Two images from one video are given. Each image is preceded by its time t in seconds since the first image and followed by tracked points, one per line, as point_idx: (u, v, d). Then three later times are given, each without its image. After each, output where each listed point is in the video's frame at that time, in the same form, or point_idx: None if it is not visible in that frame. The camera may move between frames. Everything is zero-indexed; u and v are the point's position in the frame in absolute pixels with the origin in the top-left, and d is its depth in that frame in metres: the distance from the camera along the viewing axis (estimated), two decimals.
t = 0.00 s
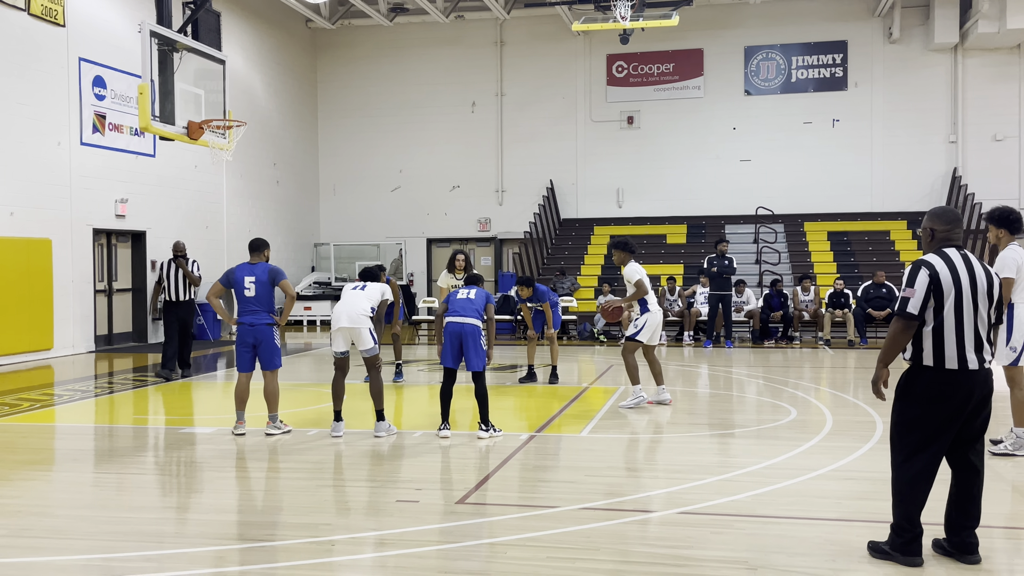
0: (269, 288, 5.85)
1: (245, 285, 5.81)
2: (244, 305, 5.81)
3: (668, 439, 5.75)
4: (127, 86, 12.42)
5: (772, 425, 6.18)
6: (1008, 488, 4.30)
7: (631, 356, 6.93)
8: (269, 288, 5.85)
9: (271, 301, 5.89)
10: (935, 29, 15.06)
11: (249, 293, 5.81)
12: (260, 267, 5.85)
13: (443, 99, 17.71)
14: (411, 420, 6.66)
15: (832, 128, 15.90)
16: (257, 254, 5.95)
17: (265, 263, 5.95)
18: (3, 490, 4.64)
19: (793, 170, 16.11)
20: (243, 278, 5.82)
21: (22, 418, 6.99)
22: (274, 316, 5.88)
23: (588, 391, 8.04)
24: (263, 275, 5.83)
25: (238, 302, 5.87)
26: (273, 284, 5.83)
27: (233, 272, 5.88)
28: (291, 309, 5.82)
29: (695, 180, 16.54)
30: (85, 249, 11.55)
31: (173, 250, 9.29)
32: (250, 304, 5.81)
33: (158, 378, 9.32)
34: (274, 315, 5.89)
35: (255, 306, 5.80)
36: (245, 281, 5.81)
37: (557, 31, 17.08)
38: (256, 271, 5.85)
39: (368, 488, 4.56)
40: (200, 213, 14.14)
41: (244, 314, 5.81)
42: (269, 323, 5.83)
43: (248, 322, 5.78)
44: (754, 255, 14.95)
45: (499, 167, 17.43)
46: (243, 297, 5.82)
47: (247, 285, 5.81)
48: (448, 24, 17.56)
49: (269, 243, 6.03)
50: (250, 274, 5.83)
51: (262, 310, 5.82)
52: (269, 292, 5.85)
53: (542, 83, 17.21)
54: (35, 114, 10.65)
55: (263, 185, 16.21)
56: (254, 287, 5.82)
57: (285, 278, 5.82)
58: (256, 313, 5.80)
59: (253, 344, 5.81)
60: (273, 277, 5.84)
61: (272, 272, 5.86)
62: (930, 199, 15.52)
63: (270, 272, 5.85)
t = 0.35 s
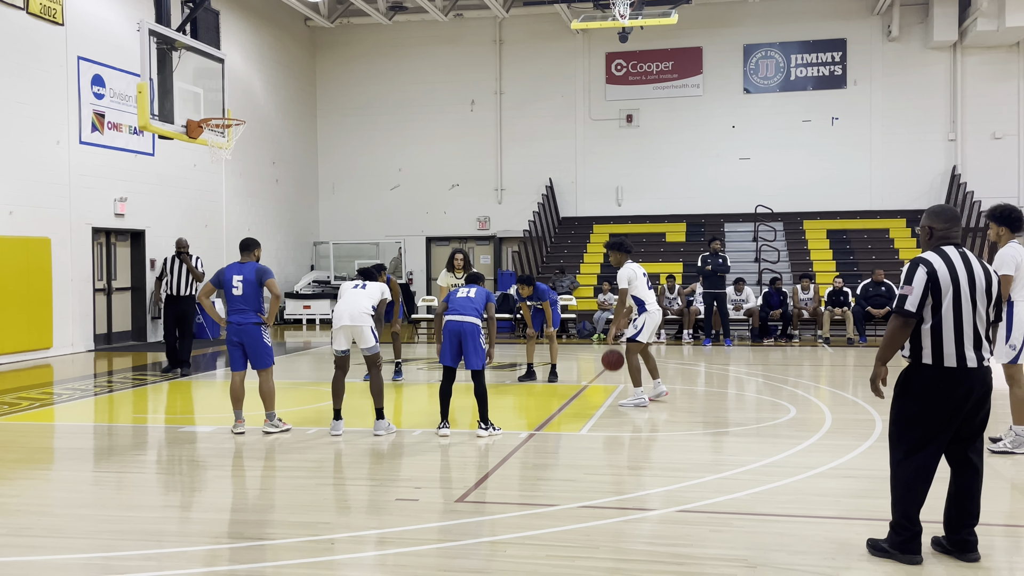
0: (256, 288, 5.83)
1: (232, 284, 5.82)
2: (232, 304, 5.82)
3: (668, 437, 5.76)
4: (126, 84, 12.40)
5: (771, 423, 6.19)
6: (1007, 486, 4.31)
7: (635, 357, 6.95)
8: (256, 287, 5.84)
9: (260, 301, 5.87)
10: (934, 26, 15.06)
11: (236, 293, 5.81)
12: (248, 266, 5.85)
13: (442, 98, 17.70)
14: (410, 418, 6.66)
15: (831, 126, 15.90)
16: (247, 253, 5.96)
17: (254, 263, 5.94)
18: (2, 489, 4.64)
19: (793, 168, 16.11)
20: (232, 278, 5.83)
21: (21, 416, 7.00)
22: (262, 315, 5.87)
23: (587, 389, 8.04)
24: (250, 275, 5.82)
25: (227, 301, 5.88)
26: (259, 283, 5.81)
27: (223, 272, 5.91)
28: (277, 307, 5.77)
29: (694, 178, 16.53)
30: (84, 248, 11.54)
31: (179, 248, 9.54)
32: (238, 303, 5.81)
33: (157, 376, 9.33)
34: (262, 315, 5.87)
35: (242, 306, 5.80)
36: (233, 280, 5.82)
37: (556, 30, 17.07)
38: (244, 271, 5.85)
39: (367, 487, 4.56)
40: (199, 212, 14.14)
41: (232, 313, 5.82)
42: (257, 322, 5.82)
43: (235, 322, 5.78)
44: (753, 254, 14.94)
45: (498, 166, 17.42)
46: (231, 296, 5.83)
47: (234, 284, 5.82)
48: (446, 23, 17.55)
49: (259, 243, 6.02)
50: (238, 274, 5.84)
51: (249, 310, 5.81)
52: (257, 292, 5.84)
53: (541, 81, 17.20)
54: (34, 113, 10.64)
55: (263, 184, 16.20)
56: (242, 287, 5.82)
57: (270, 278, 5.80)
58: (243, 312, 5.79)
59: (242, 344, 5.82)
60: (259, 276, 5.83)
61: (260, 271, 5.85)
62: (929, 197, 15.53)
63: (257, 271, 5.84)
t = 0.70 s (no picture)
0: (252, 287, 5.81)
1: (229, 283, 5.82)
2: (229, 303, 5.82)
3: (666, 437, 5.76)
4: (125, 84, 12.38)
5: (770, 423, 6.18)
6: (1005, 486, 4.31)
7: (639, 356, 6.92)
8: (252, 286, 5.81)
9: (257, 300, 5.84)
10: (933, 26, 15.07)
11: (233, 291, 5.81)
12: (245, 265, 5.84)
13: (440, 97, 17.70)
14: (409, 418, 6.66)
15: (830, 126, 15.91)
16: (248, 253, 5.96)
17: (253, 262, 5.92)
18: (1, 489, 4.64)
19: (792, 168, 16.11)
20: (229, 277, 5.83)
21: (20, 416, 6.99)
22: (259, 314, 5.84)
23: (586, 389, 8.04)
24: (246, 274, 5.80)
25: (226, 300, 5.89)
26: (255, 282, 5.79)
27: (224, 271, 5.93)
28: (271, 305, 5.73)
29: (693, 178, 16.54)
30: (83, 247, 11.53)
31: (174, 249, 9.53)
32: (235, 302, 5.81)
33: (156, 376, 9.32)
34: (259, 315, 5.84)
35: (238, 305, 5.79)
36: (230, 279, 5.82)
37: (555, 29, 17.07)
38: (241, 270, 5.84)
39: (366, 486, 4.56)
40: (198, 212, 14.13)
41: (230, 312, 5.82)
42: (253, 322, 5.80)
43: (231, 321, 5.78)
44: (752, 254, 14.95)
45: (497, 165, 17.41)
46: (229, 295, 5.83)
47: (232, 283, 5.82)
48: (445, 22, 17.55)
49: (260, 243, 6.01)
50: (235, 273, 5.83)
51: (246, 309, 5.79)
52: (253, 291, 5.82)
53: (540, 81, 17.19)
54: (33, 113, 10.63)
55: (262, 184, 16.19)
56: (239, 286, 5.81)
57: (265, 276, 5.76)
58: (239, 312, 5.79)
59: (239, 344, 5.81)
60: (255, 275, 5.80)
61: (256, 270, 5.82)
62: (928, 197, 15.54)
63: (253, 270, 5.81)
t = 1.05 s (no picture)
0: (265, 285, 5.83)
1: (242, 281, 5.84)
2: (241, 301, 5.83)
3: (665, 436, 5.75)
4: (123, 83, 12.37)
5: (769, 422, 6.18)
6: (1004, 485, 4.31)
7: (639, 356, 6.92)
8: (266, 285, 5.83)
9: (269, 299, 5.86)
10: (932, 26, 15.08)
11: (246, 289, 5.83)
12: (260, 264, 5.86)
13: (440, 96, 17.69)
14: (408, 417, 6.66)
15: (830, 125, 15.91)
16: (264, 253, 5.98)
17: (267, 262, 5.95)
18: None
19: (791, 167, 16.12)
20: (243, 275, 5.85)
21: (19, 415, 6.98)
22: (271, 313, 5.85)
23: (585, 388, 8.04)
24: (260, 272, 5.82)
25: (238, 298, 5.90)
26: (268, 281, 5.81)
27: (237, 270, 5.96)
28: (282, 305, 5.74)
29: (692, 177, 16.53)
30: (82, 247, 11.52)
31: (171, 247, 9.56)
32: (247, 300, 5.82)
33: (156, 375, 9.31)
34: (270, 314, 5.85)
35: (251, 303, 5.81)
36: (244, 277, 5.85)
37: (554, 29, 17.06)
38: (255, 268, 5.86)
39: (365, 486, 4.56)
40: (197, 211, 14.13)
41: (241, 310, 5.83)
42: (264, 321, 5.80)
43: (243, 319, 5.79)
44: (751, 253, 14.97)
45: (496, 165, 17.41)
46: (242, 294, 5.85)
47: (245, 281, 5.84)
48: (444, 22, 17.54)
49: (275, 244, 6.03)
50: (249, 271, 5.86)
51: (257, 308, 5.81)
52: (266, 290, 5.84)
53: (539, 80, 17.19)
54: (32, 112, 10.63)
55: (261, 183, 16.19)
56: (251, 284, 5.83)
57: (280, 276, 5.78)
58: (251, 310, 5.80)
59: (248, 342, 5.81)
60: (270, 274, 5.83)
61: (271, 269, 5.85)
62: (927, 196, 15.54)
63: (267, 269, 5.83)
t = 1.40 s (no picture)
0: (278, 286, 5.91)
1: (256, 278, 5.92)
2: (251, 297, 5.87)
3: (663, 435, 5.76)
4: (121, 81, 12.35)
5: (767, 421, 6.19)
6: (1001, 484, 4.33)
7: (634, 355, 6.92)
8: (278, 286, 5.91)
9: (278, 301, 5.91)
10: (930, 25, 15.09)
11: (257, 287, 5.89)
12: (277, 267, 5.99)
13: (438, 94, 17.68)
14: (406, 416, 6.67)
15: (828, 124, 15.92)
16: (281, 259, 6.11)
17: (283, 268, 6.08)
18: None
19: (789, 166, 16.13)
20: (258, 273, 5.95)
21: (17, 414, 6.98)
22: (276, 315, 5.87)
23: (584, 387, 8.05)
24: (275, 273, 5.92)
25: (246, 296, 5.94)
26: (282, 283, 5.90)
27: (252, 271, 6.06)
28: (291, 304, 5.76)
29: (691, 176, 16.54)
30: (80, 245, 11.51)
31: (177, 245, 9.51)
32: (256, 297, 5.86)
33: (155, 374, 9.31)
34: (276, 315, 5.87)
35: (259, 299, 5.84)
36: (258, 275, 5.94)
37: (553, 27, 17.06)
38: (271, 271, 5.97)
39: (364, 485, 4.56)
40: (195, 209, 14.12)
41: (248, 306, 5.85)
42: (269, 319, 5.81)
43: (248, 314, 5.80)
44: (750, 252, 14.98)
45: (495, 163, 17.41)
46: (252, 292, 5.90)
47: (258, 280, 5.92)
48: (443, 20, 17.52)
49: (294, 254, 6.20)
50: (265, 271, 5.97)
51: (265, 305, 5.84)
52: (277, 291, 5.90)
53: (537, 78, 17.19)
54: (31, 110, 10.62)
55: (259, 181, 16.17)
56: (264, 283, 5.91)
57: (295, 279, 5.89)
58: (259, 306, 5.82)
59: (250, 337, 5.78)
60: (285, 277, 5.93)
61: (287, 273, 5.97)
62: (925, 195, 15.55)
63: (283, 273, 5.94)
